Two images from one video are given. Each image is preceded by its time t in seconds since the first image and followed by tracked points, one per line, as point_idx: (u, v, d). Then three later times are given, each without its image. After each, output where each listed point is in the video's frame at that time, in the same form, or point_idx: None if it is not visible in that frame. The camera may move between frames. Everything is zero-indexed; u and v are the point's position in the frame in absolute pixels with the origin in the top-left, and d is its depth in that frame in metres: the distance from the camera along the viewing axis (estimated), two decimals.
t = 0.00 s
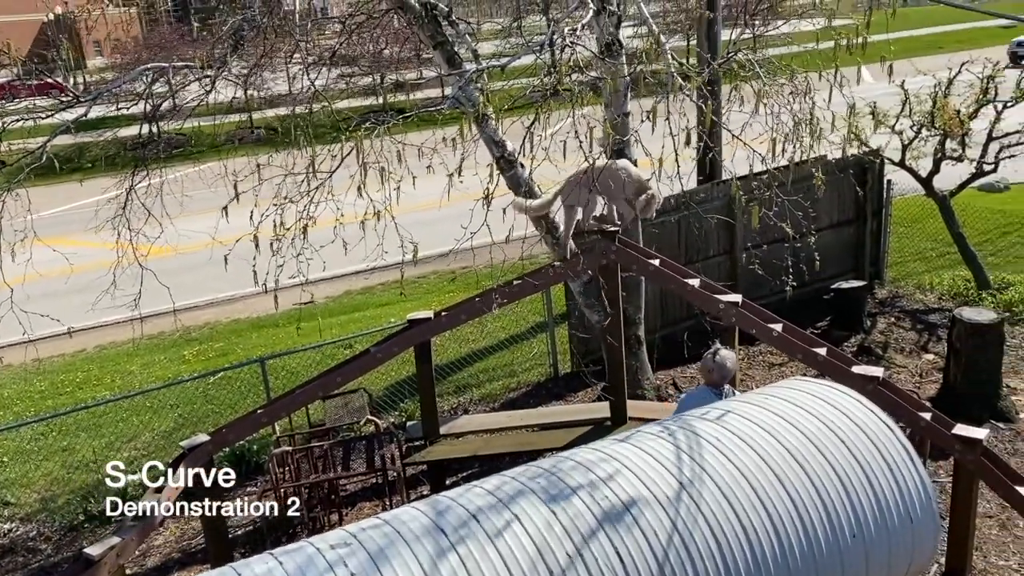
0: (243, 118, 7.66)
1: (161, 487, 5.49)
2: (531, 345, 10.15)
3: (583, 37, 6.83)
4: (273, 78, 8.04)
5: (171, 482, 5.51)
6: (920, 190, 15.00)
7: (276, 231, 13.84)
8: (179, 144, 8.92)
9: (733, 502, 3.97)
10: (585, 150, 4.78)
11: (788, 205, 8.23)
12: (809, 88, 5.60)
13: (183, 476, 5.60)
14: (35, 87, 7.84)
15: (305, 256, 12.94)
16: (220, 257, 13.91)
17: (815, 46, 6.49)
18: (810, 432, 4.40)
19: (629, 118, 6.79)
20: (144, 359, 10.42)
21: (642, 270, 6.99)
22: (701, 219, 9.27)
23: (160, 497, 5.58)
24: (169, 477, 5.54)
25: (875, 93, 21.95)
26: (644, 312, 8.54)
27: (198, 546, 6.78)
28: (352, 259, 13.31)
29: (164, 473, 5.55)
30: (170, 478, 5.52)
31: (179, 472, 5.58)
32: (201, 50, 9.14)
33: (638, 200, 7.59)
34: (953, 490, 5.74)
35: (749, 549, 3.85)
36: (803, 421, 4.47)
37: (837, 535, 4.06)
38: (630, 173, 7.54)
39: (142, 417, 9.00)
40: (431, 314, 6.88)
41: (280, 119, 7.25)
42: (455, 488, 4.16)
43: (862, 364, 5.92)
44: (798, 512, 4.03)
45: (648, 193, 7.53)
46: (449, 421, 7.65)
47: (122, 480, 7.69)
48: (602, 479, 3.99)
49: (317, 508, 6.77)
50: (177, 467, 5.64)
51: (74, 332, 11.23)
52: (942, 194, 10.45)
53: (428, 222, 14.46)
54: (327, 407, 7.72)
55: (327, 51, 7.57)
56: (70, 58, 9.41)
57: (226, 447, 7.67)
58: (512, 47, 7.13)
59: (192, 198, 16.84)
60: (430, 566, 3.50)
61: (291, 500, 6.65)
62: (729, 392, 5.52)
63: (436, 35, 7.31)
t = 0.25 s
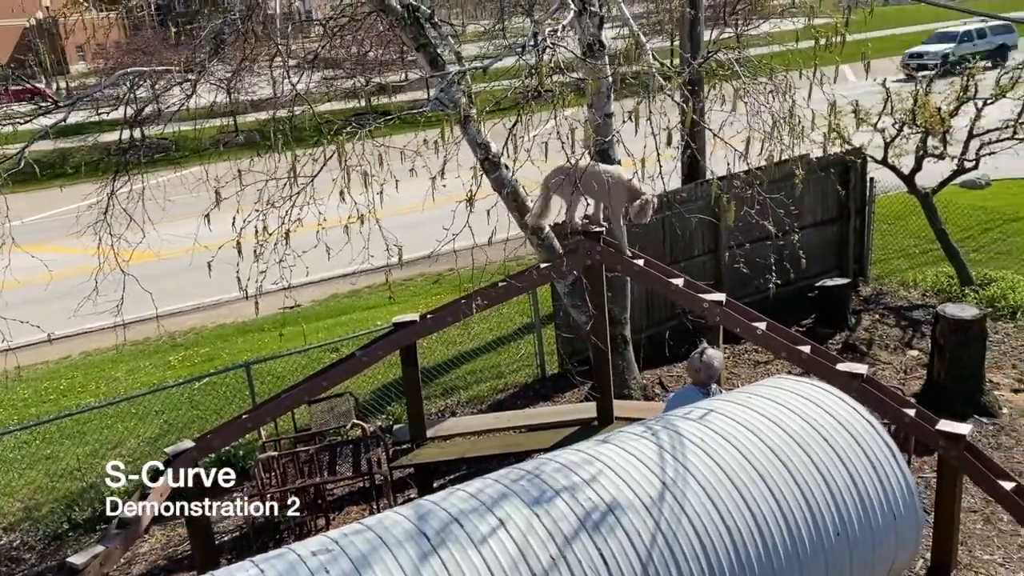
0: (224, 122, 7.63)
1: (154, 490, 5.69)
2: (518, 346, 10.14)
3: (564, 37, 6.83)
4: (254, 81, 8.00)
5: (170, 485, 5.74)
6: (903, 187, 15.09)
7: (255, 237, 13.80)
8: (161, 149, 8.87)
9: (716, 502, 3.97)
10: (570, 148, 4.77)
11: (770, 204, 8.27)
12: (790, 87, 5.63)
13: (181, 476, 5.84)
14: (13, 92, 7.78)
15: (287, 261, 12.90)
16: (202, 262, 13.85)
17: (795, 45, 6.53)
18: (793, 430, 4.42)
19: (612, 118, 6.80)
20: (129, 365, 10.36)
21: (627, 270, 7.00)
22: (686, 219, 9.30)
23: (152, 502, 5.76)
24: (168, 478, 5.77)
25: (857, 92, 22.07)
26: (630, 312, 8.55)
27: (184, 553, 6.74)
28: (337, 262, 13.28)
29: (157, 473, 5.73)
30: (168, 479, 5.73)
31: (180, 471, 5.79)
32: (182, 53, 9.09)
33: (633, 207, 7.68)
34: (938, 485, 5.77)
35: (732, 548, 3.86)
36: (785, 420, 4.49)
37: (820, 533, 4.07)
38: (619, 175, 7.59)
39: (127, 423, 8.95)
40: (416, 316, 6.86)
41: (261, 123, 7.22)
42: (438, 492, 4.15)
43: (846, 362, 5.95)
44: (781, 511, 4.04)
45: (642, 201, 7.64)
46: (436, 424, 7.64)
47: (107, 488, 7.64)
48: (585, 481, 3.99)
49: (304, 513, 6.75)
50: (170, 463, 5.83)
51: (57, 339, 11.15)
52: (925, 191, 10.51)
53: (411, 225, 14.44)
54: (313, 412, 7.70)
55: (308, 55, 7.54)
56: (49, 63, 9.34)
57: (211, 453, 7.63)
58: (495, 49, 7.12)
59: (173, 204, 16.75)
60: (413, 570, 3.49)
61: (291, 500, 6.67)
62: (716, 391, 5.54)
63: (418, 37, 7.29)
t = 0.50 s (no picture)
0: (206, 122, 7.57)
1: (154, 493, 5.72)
2: (505, 347, 10.12)
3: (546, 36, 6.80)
4: (234, 83, 7.94)
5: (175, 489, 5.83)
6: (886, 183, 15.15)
7: (234, 241, 13.73)
8: (142, 153, 8.80)
9: (701, 502, 3.97)
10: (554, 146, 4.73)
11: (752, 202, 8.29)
12: (770, 85, 5.64)
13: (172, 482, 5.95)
14: None
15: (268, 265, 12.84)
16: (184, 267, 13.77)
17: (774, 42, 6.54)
18: (778, 429, 4.42)
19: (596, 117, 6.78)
20: (113, 371, 10.28)
21: (613, 270, 6.99)
22: (671, 217, 9.30)
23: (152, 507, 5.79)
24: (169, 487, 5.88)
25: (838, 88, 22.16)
26: (616, 311, 8.55)
27: (169, 560, 6.68)
28: (320, 265, 13.22)
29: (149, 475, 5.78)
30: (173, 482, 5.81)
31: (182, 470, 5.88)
32: (161, 56, 9.02)
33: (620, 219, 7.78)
34: (923, 481, 5.78)
35: (718, 549, 3.86)
36: (770, 419, 4.49)
37: (806, 532, 4.07)
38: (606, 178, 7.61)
39: (111, 430, 8.88)
40: (401, 318, 6.83)
41: (242, 126, 7.17)
42: (422, 497, 4.12)
43: (832, 359, 5.96)
44: (767, 510, 4.04)
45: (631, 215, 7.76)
46: (422, 426, 7.61)
47: (90, 495, 7.58)
48: (570, 483, 3.97)
49: (290, 518, 6.71)
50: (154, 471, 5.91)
51: (39, 346, 11.06)
52: (908, 187, 10.56)
53: (394, 227, 14.39)
54: (298, 416, 7.66)
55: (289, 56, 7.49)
56: (27, 68, 9.25)
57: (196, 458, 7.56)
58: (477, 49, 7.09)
59: (155, 208, 16.65)
60: None
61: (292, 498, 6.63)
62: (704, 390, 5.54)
63: (400, 38, 7.25)
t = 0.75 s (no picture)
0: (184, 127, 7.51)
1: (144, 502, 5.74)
2: (488, 347, 10.10)
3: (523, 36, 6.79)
4: (210, 87, 7.88)
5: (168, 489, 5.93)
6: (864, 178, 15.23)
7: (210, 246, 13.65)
8: (118, 158, 8.72)
9: (681, 502, 3.97)
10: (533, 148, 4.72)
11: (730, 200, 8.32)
12: (745, 82, 5.65)
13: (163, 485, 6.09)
14: None
15: (245, 269, 12.76)
16: (163, 272, 13.66)
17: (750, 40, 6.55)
18: (757, 427, 4.44)
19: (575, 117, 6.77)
20: (93, 379, 10.19)
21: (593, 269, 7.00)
22: (651, 215, 9.32)
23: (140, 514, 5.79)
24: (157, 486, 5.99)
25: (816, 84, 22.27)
26: (598, 310, 8.56)
27: (152, 568, 6.64)
28: (299, 269, 13.14)
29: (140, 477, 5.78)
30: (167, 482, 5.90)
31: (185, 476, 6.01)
32: (135, 60, 8.93)
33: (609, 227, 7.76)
34: (904, 474, 5.82)
35: (698, 549, 3.86)
36: (748, 417, 4.50)
37: (785, 530, 4.09)
38: (586, 178, 7.61)
39: (92, 438, 8.80)
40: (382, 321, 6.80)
41: (219, 130, 7.11)
42: (402, 502, 4.10)
43: (811, 354, 5.99)
44: (746, 509, 4.06)
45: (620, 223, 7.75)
46: (406, 429, 7.59)
47: (70, 505, 7.52)
48: (550, 486, 3.97)
49: (273, 524, 6.67)
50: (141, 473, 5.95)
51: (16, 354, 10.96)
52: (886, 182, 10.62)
53: (372, 230, 14.34)
54: (280, 420, 7.62)
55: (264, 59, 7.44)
56: None
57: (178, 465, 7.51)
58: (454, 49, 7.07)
59: (131, 214, 16.51)
60: None
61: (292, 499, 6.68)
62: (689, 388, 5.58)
63: (377, 39, 7.21)
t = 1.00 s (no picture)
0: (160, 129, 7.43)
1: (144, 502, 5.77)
2: (473, 347, 10.07)
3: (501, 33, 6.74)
4: (187, 88, 7.80)
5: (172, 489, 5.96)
6: (845, 172, 15.28)
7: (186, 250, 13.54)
8: (95, 161, 8.63)
9: (662, 500, 3.96)
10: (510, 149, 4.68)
11: (710, 196, 8.31)
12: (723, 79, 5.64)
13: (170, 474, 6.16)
14: None
15: (221, 273, 12.66)
16: (140, 277, 13.55)
17: (727, 36, 6.54)
18: (738, 424, 4.43)
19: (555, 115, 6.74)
20: (73, 385, 10.09)
21: (575, 267, 6.98)
22: (633, 212, 9.31)
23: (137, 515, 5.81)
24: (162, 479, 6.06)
25: (795, 79, 22.33)
26: (581, 308, 8.54)
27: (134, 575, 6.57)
28: (277, 271, 13.03)
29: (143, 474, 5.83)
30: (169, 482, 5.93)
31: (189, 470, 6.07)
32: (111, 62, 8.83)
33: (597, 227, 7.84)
34: (887, 468, 5.83)
35: (680, 548, 3.85)
36: (730, 414, 4.50)
37: (767, 527, 4.08)
38: (567, 176, 7.57)
39: (73, 444, 8.72)
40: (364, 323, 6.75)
41: (195, 132, 7.04)
42: (382, 506, 4.07)
43: (793, 349, 5.99)
44: (728, 507, 4.05)
45: (606, 223, 7.83)
46: (390, 430, 7.55)
47: (51, 513, 7.44)
48: (531, 486, 3.94)
49: (256, 528, 6.62)
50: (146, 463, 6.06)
51: None
52: (867, 176, 10.64)
53: (351, 231, 14.25)
54: (262, 424, 7.56)
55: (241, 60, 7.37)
56: None
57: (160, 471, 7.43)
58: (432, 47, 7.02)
59: (109, 218, 16.36)
60: None
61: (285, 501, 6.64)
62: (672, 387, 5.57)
63: (355, 38, 7.15)
